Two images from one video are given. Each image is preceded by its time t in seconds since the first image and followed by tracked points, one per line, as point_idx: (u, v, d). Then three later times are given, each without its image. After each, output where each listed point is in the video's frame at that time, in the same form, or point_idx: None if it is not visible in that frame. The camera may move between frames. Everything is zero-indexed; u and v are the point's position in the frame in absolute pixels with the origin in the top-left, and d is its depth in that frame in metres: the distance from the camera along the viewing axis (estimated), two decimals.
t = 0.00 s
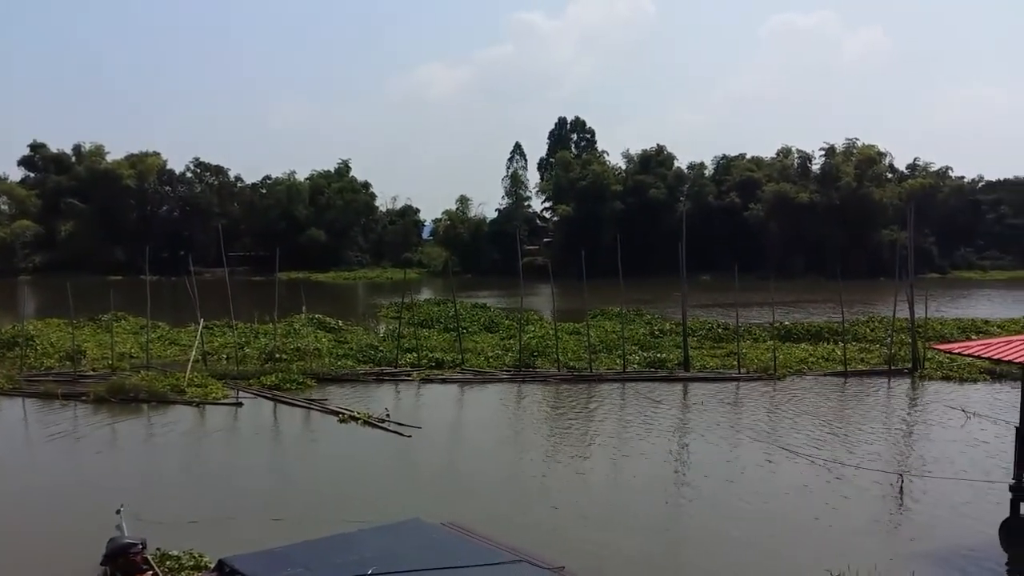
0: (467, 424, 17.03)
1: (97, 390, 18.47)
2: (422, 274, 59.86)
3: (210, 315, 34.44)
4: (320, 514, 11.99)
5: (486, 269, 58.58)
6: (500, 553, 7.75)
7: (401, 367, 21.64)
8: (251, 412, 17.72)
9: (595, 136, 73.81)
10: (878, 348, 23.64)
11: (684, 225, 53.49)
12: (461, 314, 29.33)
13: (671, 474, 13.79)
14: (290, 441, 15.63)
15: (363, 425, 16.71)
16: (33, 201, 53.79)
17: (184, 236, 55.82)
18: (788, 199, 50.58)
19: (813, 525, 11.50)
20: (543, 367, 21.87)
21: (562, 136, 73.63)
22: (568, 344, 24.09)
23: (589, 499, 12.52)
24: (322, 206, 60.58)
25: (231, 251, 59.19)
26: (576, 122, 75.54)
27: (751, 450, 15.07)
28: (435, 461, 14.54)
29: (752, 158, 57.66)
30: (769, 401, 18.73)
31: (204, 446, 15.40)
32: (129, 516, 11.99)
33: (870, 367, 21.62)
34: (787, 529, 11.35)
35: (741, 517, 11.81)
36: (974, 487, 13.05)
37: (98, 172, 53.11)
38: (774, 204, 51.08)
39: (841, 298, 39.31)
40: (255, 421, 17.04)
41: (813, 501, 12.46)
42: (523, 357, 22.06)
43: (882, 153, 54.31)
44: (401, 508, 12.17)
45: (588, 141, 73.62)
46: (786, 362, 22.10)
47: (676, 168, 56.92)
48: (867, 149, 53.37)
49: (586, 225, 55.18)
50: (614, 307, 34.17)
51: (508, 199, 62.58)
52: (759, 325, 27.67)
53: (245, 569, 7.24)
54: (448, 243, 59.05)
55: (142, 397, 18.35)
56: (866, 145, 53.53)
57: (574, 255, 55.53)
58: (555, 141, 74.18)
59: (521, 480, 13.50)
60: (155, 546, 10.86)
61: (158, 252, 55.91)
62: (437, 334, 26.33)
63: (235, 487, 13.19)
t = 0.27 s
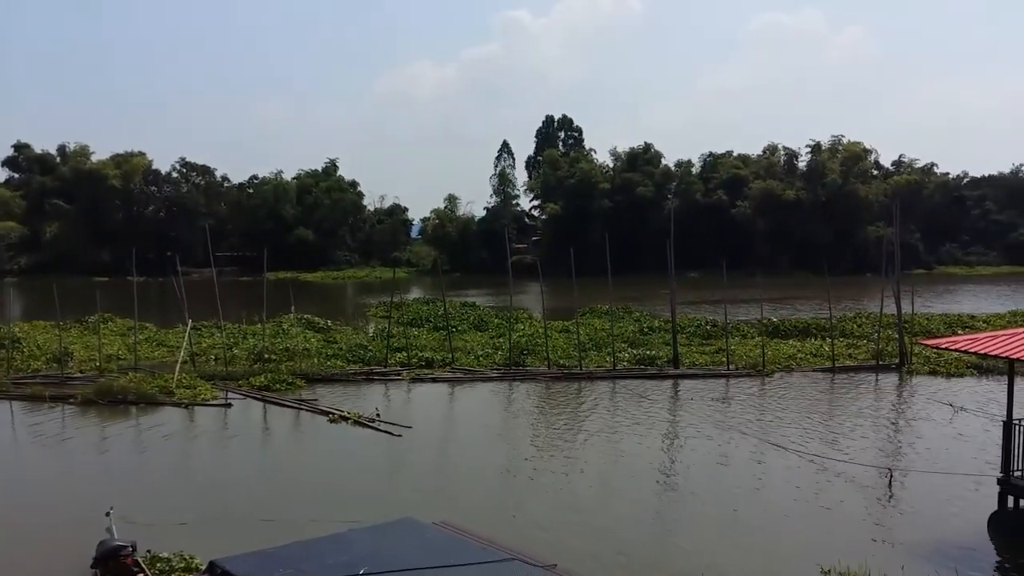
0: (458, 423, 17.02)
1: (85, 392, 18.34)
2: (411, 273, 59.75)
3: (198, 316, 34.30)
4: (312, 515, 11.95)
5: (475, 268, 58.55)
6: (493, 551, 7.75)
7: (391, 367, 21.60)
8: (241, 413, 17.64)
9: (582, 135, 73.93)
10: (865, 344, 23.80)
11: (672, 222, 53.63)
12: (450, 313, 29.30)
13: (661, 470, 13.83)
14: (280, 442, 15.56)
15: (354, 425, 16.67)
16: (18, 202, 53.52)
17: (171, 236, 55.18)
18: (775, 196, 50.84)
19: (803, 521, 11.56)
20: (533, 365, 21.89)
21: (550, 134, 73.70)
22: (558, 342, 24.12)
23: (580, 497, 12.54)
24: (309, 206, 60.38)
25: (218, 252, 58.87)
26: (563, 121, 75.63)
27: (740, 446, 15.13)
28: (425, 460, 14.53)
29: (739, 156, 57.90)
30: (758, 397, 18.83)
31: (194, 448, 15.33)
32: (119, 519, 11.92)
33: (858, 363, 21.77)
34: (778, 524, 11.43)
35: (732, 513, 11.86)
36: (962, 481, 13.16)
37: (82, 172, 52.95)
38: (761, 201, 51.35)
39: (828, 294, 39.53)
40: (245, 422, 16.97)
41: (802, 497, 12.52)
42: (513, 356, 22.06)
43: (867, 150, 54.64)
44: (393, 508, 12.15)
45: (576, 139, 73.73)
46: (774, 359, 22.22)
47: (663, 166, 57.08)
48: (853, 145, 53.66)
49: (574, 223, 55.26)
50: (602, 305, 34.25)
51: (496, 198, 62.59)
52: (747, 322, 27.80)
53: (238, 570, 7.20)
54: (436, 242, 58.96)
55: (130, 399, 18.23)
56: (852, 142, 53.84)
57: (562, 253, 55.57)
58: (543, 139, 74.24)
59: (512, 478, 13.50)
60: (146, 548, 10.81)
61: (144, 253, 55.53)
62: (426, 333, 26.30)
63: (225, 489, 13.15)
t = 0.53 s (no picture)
0: (444, 424, 16.99)
1: (68, 395, 18.16)
2: (396, 274, 59.62)
3: (182, 317, 34.08)
4: (299, 517, 11.90)
5: (461, 269, 58.50)
6: (481, 552, 7.76)
7: (377, 368, 21.54)
8: (226, 416, 17.54)
9: (567, 135, 74.07)
10: (848, 343, 23.98)
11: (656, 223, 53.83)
12: (436, 314, 29.28)
13: (648, 470, 13.88)
14: (266, 444, 15.50)
15: (340, 426, 16.61)
16: None
17: (154, 238, 54.73)
18: (758, 197, 51.27)
19: (789, 519, 11.64)
20: (520, 365, 21.89)
21: (535, 135, 73.80)
22: (544, 343, 24.14)
23: (568, 497, 12.55)
24: (293, 207, 60.14)
25: (201, 253, 58.46)
26: (548, 121, 75.75)
27: (726, 445, 15.21)
28: (412, 461, 14.50)
29: (723, 156, 58.22)
30: (743, 396, 18.94)
31: (179, 450, 15.23)
32: (104, 522, 11.83)
33: (841, 361, 21.96)
34: (764, 522, 11.51)
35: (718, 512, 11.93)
36: (944, 478, 13.31)
37: (63, 174, 52.64)
38: (745, 202, 51.70)
39: (812, 293, 39.83)
40: (231, 424, 16.87)
41: (787, 495, 12.62)
42: (499, 356, 22.05)
43: (850, 150, 55.08)
44: (380, 510, 12.12)
45: (561, 140, 73.85)
46: (759, 358, 22.35)
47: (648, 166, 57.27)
48: (836, 146, 54.07)
49: (560, 223, 55.37)
50: (588, 305, 34.31)
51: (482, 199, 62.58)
52: (732, 321, 27.96)
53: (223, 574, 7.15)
54: (422, 243, 58.85)
55: (114, 402, 18.07)
56: (835, 143, 54.26)
57: (547, 253, 55.63)
58: (527, 140, 74.32)
59: (500, 479, 13.51)
60: (131, 552, 10.73)
61: (126, 255, 55.14)
62: (412, 334, 26.24)
63: (211, 491, 13.08)
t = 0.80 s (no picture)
0: (431, 424, 16.99)
1: (50, 398, 17.97)
2: (382, 275, 59.48)
3: (166, 319, 33.84)
4: (284, 519, 11.85)
5: (447, 270, 58.44)
6: (467, 552, 7.77)
7: (363, 369, 21.47)
8: (212, 418, 17.43)
9: (552, 136, 74.17)
10: (832, 341, 24.16)
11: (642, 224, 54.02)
12: (422, 315, 29.22)
13: (634, 469, 13.93)
14: (250, 447, 15.42)
15: (326, 428, 16.54)
16: None
17: (137, 239, 54.67)
18: (743, 197, 51.46)
19: (775, 517, 11.69)
20: (506, 366, 21.89)
21: (520, 135, 73.85)
22: (531, 343, 24.16)
23: (554, 497, 12.57)
24: (279, 207, 59.88)
25: (185, 255, 58.08)
26: (534, 122, 75.82)
27: (711, 444, 15.29)
28: (398, 462, 14.48)
29: (708, 156, 58.48)
30: (728, 395, 19.03)
31: (163, 453, 15.12)
32: (88, 526, 11.72)
33: (826, 360, 22.09)
34: (750, 521, 11.54)
35: (703, 511, 11.97)
36: (928, 475, 13.40)
37: (48, 175, 51.78)
38: (730, 202, 51.86)
39: (796, 293, 40.11)
40: (216, 427, 16.77)
41: (773, 493, 12.67)
42: (485, 357, 22.06)
43: (833, 150, 55.47)
44: (368, 512, 12.10)
45: (546, 140, 73.95)
46: (745, 356, 22.47)
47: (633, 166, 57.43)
48: (820, 146, 54.44)
49: (546, 224, 55.48)
50: (574, 305, 34.38)
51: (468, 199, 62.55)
52: (717, 320, 28.09)
53: None
54: (408, 243, 58.74)
55: (97, 405, 17.91)
56: (819, 143, 54.61)
57: (534, 254, 55.68)
58: (513, 140, 74.34)
59: (486, 479, 13.51)
60: (115, 556, 10.64)
61: (109, 257, 54.77)
62: (397, 335, 26.20)
63: (196, 494, 13.00)
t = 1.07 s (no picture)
0: (420, 427, 16.95)
1: (36, 403, 17.83)
2: (371, 278, 59.37)
3: (154, 323, 33.67)
4: (273, 523, 11.78)
5: (436, 272, 58.39)
6: (457, 555, 7.75)
7: (351, 372, 21.40)
8: (199, 422, 17.33)
9: (542, 138, 74.23)
10: (819, 342, 24.26)
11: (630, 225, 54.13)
12: (411, 317, 29.17)
13: (624, 471, 13.93)
14: (238, 451, 15.33)
15: (314, 432, 16.47)
16: None
17: (124, 243, 54.39)
18: (732, 200, 51.36)
19: (763, 518, 11.70)
20: (495, 368, 21.86)
21: (510, 137, 73.87)
22: (520, 345, 24.15)
23: (544, 500, 12.55)
24: (267, 210, 59.69)
25: (173, 257, 57.68)
26: (523, 124, 75.87)
27: (700, 446, 15.32)
28: (387, 465, 14.43)
29: (696, 158, 58.68)
30: (716, 397, 19.08)
31: (150, 458, 15.00)
32: (73, 532, 11.61)
33: (813, 361, 22.18)
34: (739, 522, 11.56)
35: (691, 513, 11.98)
36: (914, 475, 13.47)
37: (34, 178, 51.33)
38: (717, 204, 51.82)
39: (784, 294, 40.27)
40: (204, 431, 16.66)
41: (762, 495, 12.69)
42: (474, 359, 22.02)
43: (821, 152, 55.73)
44: (357, 515, 12.05)
45: (536, 142, 73.99)
46: (733, 358, 22.53)
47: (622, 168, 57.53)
48: (807, 148, 54.70)
49: (535, 226, 55.56)
50: (563, 307, 34.40)
51: (457, 201, 62.52)
52: (706, 322, 28.16)
53: None
54: (397, 246, 58.64)
55: (83, 409, 17.78)
56: (806, 144, 54.87)
57: (523, 256, 55.69)
58: (503, 142, 74.36)
59: (475, 482, 13.48)
60: (101, 561, 10.55)
61: (97, 260, 54.51)
62: (386, 338, 26.13)
63: (183, 498, 12.90)
